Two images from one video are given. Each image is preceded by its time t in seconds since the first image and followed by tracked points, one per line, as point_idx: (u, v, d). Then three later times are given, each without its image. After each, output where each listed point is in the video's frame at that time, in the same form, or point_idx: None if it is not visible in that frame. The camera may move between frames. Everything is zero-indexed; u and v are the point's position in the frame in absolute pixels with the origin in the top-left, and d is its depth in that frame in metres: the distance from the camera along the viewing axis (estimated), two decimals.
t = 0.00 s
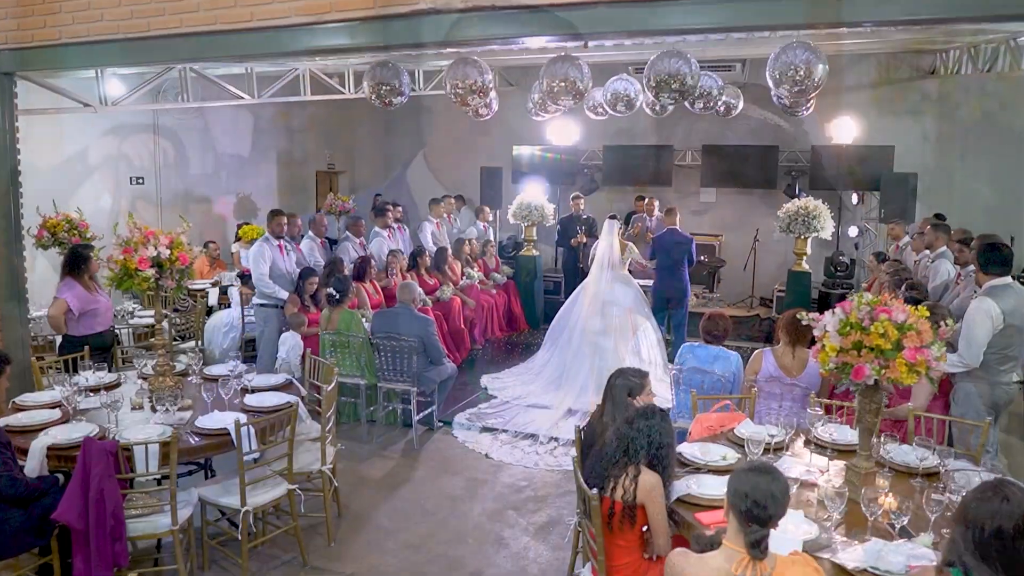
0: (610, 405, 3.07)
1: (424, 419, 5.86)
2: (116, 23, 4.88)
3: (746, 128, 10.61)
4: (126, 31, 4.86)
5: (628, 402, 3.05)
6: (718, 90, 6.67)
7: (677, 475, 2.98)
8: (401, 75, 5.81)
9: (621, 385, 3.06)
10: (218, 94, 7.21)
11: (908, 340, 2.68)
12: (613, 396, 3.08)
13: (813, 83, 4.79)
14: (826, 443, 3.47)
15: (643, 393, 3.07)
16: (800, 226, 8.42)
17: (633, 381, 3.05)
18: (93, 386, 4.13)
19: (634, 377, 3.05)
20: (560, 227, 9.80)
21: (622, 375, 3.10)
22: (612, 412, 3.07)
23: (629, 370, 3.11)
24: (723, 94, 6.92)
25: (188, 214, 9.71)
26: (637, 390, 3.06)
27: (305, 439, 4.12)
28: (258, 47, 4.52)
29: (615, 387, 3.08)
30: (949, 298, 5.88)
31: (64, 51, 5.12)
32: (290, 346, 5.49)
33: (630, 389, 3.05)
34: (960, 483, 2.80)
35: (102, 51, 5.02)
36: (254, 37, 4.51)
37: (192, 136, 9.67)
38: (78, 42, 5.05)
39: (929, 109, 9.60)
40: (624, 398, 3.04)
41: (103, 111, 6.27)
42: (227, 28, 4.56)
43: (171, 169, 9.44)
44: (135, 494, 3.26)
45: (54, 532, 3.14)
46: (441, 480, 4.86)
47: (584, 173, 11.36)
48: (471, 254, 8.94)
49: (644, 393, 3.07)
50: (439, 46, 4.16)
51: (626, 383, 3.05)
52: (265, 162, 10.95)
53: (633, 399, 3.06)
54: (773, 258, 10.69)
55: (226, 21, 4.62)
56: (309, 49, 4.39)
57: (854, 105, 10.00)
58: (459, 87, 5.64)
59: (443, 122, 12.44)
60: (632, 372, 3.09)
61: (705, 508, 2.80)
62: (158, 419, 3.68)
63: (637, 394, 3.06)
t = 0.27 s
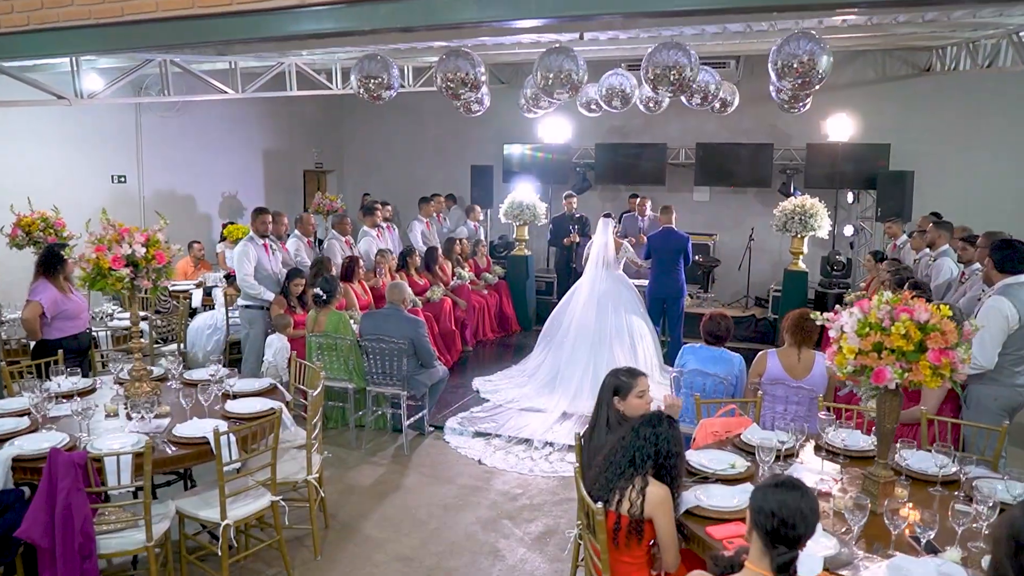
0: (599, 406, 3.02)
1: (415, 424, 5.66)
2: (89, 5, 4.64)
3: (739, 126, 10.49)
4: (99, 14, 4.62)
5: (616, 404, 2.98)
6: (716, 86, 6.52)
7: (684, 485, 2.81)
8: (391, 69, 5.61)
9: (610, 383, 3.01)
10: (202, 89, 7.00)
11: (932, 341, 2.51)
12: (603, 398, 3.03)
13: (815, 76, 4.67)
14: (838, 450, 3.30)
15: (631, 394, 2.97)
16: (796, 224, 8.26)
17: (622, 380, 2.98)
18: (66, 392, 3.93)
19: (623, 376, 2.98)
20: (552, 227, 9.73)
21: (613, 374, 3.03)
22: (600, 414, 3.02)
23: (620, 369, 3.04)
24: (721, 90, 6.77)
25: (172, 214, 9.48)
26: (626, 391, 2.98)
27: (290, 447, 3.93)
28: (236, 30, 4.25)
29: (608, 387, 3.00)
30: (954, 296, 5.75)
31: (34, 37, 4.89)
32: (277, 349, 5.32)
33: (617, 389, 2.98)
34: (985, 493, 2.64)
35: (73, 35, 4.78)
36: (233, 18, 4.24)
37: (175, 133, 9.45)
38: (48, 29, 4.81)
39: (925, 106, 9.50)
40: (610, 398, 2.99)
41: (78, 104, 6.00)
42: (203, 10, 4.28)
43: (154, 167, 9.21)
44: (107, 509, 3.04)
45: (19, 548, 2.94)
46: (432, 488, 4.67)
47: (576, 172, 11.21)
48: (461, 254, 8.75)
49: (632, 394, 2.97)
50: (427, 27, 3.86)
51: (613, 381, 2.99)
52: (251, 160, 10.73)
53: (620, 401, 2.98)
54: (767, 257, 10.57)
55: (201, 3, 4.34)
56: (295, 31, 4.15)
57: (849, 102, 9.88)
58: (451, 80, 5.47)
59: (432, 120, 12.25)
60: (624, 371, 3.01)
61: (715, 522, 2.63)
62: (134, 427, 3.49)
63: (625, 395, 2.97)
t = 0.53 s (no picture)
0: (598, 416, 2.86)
1: (405, 429, 5.48)
2: None
3: (734, 123, 10.35)
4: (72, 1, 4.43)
5: (615, 412, 2.82)
6: (713, 82, 6.38)
7: (692, 498, 2.64)
8: (379, 62, 5.42)
9: (609, 390, 2.85)
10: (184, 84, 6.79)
11: (959, 344, 2.35)
12: (602, 405, 2.87)
13: (820, 70, 4.52)
14: (851, 457, 3.14)
15: (632, 401, 2.81)
16: (794, 222, 8.11)
17: (622, 387, 2.82)
18: (36, 400, 3.73)
19: (622, 383, 2.82)
20: (545, 226, 9.58)
21: (613, 380, 2.88)
22: (599, 424, 2.86)
23: (619, 375, 2.89)
24: (719, 86, 6.63)
25: (155, 213, 9.27)
26: (626, 398, 2.82)
27: (274, 456, 3.75)
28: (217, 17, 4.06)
29: (608, 394, 2.84)
30: (958, 296, 5.61)
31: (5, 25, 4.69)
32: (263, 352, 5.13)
33: (616, 396, 2.82)
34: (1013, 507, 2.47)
35: (45, 24, 4.59)
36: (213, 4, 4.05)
37: (159, 131, 9.23)
38: (19, 16, 4.61)
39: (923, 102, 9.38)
40: (610, 406, 2.83)
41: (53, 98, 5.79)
42: None
43: (137, 165, 9.00)
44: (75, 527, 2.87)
45: None
46: (424, 496, 4.49)
47: (568, 170, 11.03)
48: (452, 254, 8.57)
49: (632, 401, 2.81)
50: (417, 13, 3.69)
51: (613, 387, 2.83)
52: (237, 159, 10.53)
53: (619, 408, 2.82)
54: (762, 256, 10.43)
55: None
56: (278, 19, 3.97)
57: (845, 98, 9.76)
58: (442, 74, 5.28)
59: (422, 117, 12.06)
60: (623, 377, 2.86)
61: (727, 538, 2.46)
62: (106, 438, 3.29)
63: (625, 402, 2.81)
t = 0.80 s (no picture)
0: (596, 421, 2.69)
1: (397, 433, 5.29)
2: None
3: (732, 118, 10.20)
4: None
5: (614, 417, 2.65)
6: (715, 74, 6.20)
7: (703, 510, 2.47)
8: (369, 52, 5.24)
9: (607, 394, 2.68)
10: (169, 76, 6.59)
11: (991, 345, 2.17)
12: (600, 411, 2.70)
13: (828, 60, 4.34)
14: (868, 465, 2.98)
15: (630, 406, 2.63)
16: (795, 219, 7.94)
17: (621, 391, 2.64)
18: (5, 405, 3.53)
19: (621, 387, 2.64)
20: (540, 223, 9.41)
21: (612, 383, 2.70)
22: (597, 429, 2.68)
23: (619, 378, 2.70)
24: (719, 79, 6.46)
25: (141, 211, 9.07)
26: (623, 402, 2.64)
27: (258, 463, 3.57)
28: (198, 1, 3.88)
29: (605, 399, 2.67)
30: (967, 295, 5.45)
31: None
32: (249, 353, 4.94)
33: (614, 400, 2.65)
34: None
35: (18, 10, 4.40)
36: None
37: (145, 126, 9.03)
38: None
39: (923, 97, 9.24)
40: (608, 411, 2.66)
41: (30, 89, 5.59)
42: None
43: (122, 161, 8.80)
44: (41, 543, 2.65)
45: None
46: (416, 503, 4.31)
47: (564, 167, 10.86)
48: (446, 251, 8.39)
49: (630, 407, 2.62)
50: None
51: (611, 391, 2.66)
52: (227, 155, 10.32)
53: (618, 413, 2.65)
54: (762, 254, 10.27)
55: None
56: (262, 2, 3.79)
57: (846, 93, 9.61)
58: (434, 63, 5.10)
59: (416, 113, 11.87)
60: (623, 381, 2.67)
61: (742, 555, 2.28)
62: (77, 445, 3.10)
63: (623, 407, 2.64)
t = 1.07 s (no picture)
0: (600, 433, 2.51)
1: (390, 438, 5.09)
2: None
3: (734, 114, 10.02)
4: None
5: (619, 426, 2.48)
6: (719, 66, 6.02)
7: (720, 529, 2.27)
8: (362, 41, 5.05)
9: (612, 402, 2.50)
10: (156, 68, 6.39)
11: None
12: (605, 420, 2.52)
13: (840, 48, 4.15)
14: (893, 476, 2.78)
15: (637, 415, 2.47)
16: (799, 217, 7.75)
17: (626, 399, 2.48)
18: None
19: (627, 395, 2.48)
20: (538, 221, 9.21)
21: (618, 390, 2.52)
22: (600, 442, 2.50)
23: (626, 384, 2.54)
24: (723, 71, 6.28)
25: (130, 208, 8.86)
26: (630, 411, 2.48)
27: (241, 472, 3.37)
28: None
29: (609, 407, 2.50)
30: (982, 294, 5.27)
31: None
32: (237, 354, 4.76)
33: (620, 408, 2.48)
34: None
35: None
36: None
37: (134, 122, 8.82)
38: None
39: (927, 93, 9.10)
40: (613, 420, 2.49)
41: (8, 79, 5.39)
42: None
43: (110, 157, 8.58)
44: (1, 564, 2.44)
45: None
46: (410, 512, 4.11)
47: (562, 164, 10.66)
48: (442, 250, 8.18)
49: (637, 415, 2.46)
50: None
51: (616, 399, 2.49)
52: (218, 151, 10.11)
53: (624, 422, 2.48)
54: (764, 253, 10.08)
55: None
56: None
57: (850, 89, 9.44)
58: (429, 53, 4.90)
59: (412, 109, 11.67)
60: (630, 388, 2.51)
61: None
62: (46, 455, 2.89)
63: (630, 416, 2.48)
